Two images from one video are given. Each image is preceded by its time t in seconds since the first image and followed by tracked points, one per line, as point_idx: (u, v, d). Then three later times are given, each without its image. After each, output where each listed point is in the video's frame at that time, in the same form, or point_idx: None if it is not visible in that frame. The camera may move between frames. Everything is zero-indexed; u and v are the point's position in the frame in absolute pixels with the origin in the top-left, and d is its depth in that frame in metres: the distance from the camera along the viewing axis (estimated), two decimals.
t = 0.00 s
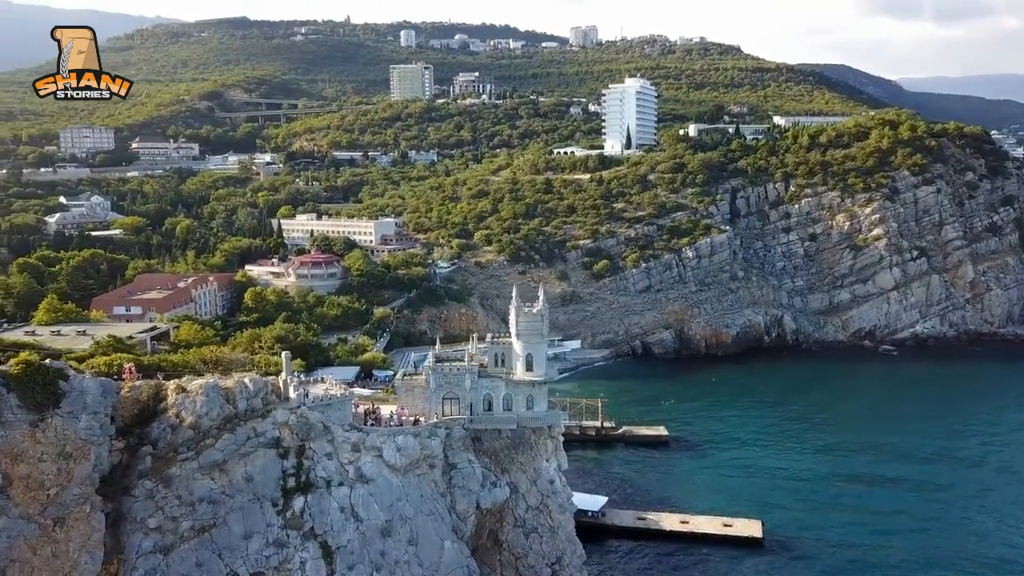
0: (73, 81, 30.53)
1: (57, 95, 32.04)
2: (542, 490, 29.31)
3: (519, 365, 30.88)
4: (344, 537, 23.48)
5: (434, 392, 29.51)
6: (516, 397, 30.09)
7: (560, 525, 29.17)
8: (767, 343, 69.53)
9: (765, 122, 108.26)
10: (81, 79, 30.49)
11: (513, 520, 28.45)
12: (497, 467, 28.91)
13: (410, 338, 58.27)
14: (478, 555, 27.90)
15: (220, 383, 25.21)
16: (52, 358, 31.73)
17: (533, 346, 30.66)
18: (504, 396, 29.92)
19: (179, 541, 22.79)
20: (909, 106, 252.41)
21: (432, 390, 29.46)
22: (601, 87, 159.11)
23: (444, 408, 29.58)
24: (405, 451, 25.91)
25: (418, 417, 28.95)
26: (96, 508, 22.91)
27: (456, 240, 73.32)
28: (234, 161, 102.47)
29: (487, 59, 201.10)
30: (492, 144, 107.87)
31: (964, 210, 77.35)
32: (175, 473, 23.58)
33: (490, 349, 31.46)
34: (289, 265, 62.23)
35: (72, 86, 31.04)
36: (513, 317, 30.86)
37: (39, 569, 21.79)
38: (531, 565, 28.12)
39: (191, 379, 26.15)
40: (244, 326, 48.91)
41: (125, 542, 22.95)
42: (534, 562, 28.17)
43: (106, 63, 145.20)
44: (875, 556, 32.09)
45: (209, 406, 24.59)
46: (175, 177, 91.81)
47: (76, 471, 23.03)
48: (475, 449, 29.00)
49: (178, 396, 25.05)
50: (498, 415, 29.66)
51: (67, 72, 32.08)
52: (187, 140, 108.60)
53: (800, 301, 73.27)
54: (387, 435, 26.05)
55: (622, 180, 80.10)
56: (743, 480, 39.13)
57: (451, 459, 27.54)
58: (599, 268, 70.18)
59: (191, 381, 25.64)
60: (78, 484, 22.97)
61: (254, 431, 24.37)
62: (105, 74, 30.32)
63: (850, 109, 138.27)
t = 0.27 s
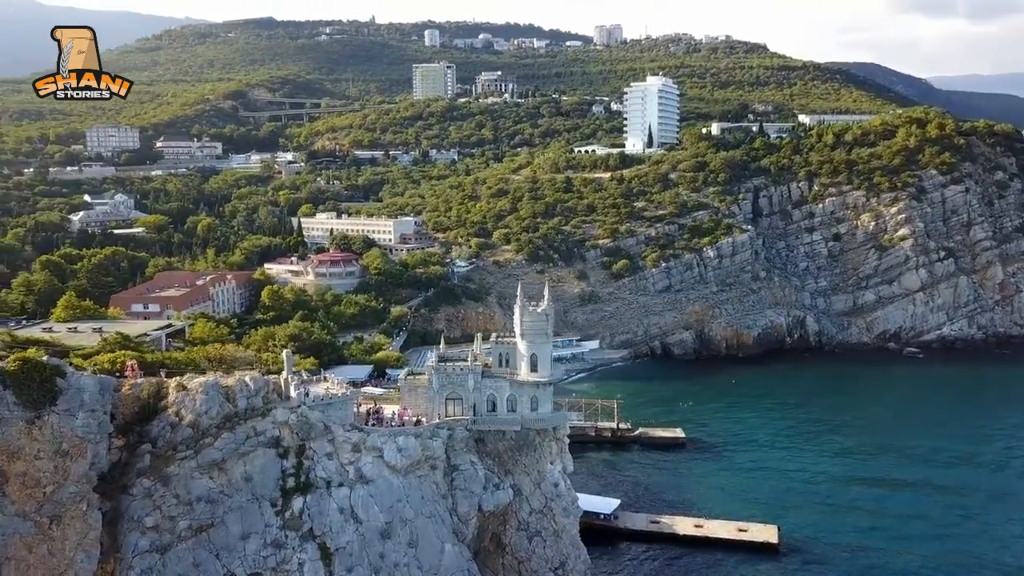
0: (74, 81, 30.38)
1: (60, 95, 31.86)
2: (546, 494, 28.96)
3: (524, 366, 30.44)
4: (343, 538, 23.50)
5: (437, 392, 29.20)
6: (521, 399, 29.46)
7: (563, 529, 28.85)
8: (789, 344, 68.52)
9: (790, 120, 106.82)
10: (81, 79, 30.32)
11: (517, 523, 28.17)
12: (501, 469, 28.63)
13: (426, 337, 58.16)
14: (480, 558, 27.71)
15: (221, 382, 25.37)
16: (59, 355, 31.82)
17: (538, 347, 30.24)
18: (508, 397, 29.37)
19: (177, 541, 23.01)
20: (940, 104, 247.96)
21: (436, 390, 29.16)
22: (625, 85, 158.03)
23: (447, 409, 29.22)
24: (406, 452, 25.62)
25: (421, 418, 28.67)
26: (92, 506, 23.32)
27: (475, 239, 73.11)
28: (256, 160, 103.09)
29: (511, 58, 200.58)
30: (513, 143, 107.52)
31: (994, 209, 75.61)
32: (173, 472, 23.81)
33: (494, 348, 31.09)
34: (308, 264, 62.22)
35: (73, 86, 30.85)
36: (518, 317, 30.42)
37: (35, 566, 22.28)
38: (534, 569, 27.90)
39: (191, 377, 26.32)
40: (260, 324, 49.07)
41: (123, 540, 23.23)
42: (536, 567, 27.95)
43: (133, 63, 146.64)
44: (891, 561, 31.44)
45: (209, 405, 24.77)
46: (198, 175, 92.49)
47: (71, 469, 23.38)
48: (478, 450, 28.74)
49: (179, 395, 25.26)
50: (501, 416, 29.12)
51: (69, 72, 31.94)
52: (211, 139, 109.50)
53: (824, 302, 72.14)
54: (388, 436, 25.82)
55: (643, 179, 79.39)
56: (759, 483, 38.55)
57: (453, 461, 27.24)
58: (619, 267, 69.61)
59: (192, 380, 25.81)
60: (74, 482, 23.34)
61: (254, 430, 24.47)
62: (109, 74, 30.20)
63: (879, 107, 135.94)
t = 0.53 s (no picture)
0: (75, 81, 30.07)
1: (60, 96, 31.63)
2: (549, 496, 28.50)
3: (528, 367, 30.04)
4: (341, 540, 23.38)
5: (439, 392, 28.99)
6: (524, 399, 29.15)
7: (566, 533, 28.26)
8: (810, 345, 67.47)
9: (814, 118, 105.29)
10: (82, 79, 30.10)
11: (519, 527, 27.71)
12: (504, 472, 28.24)
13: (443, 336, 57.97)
14: (482, 562, 27.30)
15: (221, 381, 25.34)
16: (66, 352, 32.02)
17: (540, 346, 29.87)
18: (511, 398, 29.08)
19: (173, 540, 23.16)
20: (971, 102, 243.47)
21: (438, 390, 28.94)
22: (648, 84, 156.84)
23: (450, 409, 29.00)
24: (406, 453, 25.27)
25: (424, 418, 28.40)
26: (89, 504, 23.53)
27: (493, 238, 72.85)
28: (278, 159, 103.62)
29: (534, 57, 200.04)
30: (534, 142, 107.10)
31: None
32: (171, 471, 23.83)
33: (498, 348, 30.87)
34: (326, 262, 62.02)
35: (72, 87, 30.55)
36: (522, 316, 30.17)
37: (32, 564, 22.74)
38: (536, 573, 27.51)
39: (192, 376, 26.30)
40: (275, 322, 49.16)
41: (119, 539, 23.32)
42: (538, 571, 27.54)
43: (159, 63, 148.00)
44: (907, 567, 30.75)
45: (208, 404, 24.77)
46: (220, 174, 93.09)
47: (68, 467, 23.49)
48: (481, 452, 28.40)
49: (179, 393, 25.25)
50: (505, 417, 28.91)
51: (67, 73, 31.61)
52: (234, 138, 110.26)
53: (847, 304, 70.91)
54: (388, 436, 25.57)
55: (664, 177, 78.53)
56: (774, 486, 37.91)
57: (455, 462, 26.90)
58: (638, 267, 68.92)
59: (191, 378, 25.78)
60: (70, 479, 23.45)
61: (252, 430, 24.43)
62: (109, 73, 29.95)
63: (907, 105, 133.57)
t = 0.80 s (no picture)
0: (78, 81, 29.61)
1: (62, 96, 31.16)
2: (551, 500, 28.13)
3: (530, 367, 29.33)
4: (339, 542, 23.23)
5: (440, 393, 28.69)
6: (527, 400, 28.82)
7: (569, 538, 27.82)
8: (832, 347, 66.44)
9: (839, 117, 103.71)
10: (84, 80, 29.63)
11: (521, 531, 27.32)
12: (507, 475, 27.84)
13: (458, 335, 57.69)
14: (482, 566, 26.95)
15: (220, 379, 25.30)
16: (72, 349, 32.28)
17: (543, 346, 29.12)
18: (514, 399, 28.83)
19: (168, 540, 23.06)
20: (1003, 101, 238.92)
21: (439, 391, 28.62)
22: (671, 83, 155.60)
23: (451, 409, 28.75)
24: (405, 454, 25.04)
25: (425, 419, 28.18)
26: (85, 503, 23.60)
27: (511, 237, 72.50)
28: (299, 158, 104.01)
29: (557, 56, 199.39)
30: (554, 141, 106.59)
31: None
32: (167, 470, 23.78)
33: (500, 349, 30.03)
34: (343, 260, 61.79)
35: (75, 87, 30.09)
36: (524, 315, 29.26)
37: (26, 563, 22.93)
38: None
39: (191, 374, 26.27)
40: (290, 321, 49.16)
41: (115, 539, 23.29)
42: None
43: (184, 63, 149.32)
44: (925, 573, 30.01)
45: (205, 403, 24.74)
46: (241, 173, 93.58)
47: (63, 465, 23.63)
48: (483, 454, 28.10)
49: (178, 391, 25.28)
50: (507, 418, 28.62)
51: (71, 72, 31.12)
52: (256, 138, 110.88)
53: (870, 305, 69.67)
54: (387, 437, 25.43)
55: (684, 176, 77.68)
56: (790, 489, 37.21)
57: (455, 464, 26.64)
58: (657, 267, 68.18)
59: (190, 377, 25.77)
60: (65, 477, 23.59)
61: (250, 429, 24.37)
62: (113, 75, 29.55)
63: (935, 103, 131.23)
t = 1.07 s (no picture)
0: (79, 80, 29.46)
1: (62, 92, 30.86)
2: (553, 503, 27.84)
3: (534, 369, 28.99)
4: (336, 544, 23.17)
5: (442, 394, 28.29)
6: (530, 402, 28.36)
7: (571, 542, 27.73)
8: (854, 349, 65.34)
9: (864, 115, 102.11)
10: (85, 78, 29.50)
11: (523, 534, 27.05)
12: (509, 478, 27.53)
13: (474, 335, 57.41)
14: (483, 569, 26.72)
15: (218, 379, 25.23)
16: (79, 346, 32.45)
17: (548, 348, 28.77)
18: (516, 400, 28.33)
19: (164, 540, 22.95)
20: None
21: (440, 392, 28.23)
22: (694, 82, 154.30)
23: (453, 410, 28.31)
24: (405, 455, 25.07)
25: (426, 420, 27.89)
26: (79, 502, 23.64)
27: (528, 236, 72.12)
28: (320, 157, 104.37)
29: (579, 55, 198.56)
30: (574, 140, 106.02)
31: None
32: (163, 469, 23.69)
33: (502, 348, 29.92)
34: (361, 260, 61.54)
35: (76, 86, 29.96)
36: (527, 316, 29.04)
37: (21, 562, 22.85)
38: None
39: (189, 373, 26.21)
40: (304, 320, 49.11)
41: (110, 538, 23.28)
42: None
43: (209, 63, 150.45)
44: None
45: (203, 403, 24.75)
46: (263, 172, 94.05)
47: (58, 463, 23.80)
48: (484, 457, 27.69)
49: (177, 390, 25.26)
50: (510, 420, 28.15)
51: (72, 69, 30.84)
52: (278, 137, 111.45)
53: (894, 306, 68.39)
54: (387, 438, 25.31)
55: (705, 175, 76.83)
56: (805, 492, 36.53)
57: (456, 467, 26.52)
58: (676, 267, 67.44)
59: (189, 376, 25.71)
60: (60, 476, 23.76)
61: (248, 429, 24.24)
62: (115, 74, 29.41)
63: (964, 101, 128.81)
